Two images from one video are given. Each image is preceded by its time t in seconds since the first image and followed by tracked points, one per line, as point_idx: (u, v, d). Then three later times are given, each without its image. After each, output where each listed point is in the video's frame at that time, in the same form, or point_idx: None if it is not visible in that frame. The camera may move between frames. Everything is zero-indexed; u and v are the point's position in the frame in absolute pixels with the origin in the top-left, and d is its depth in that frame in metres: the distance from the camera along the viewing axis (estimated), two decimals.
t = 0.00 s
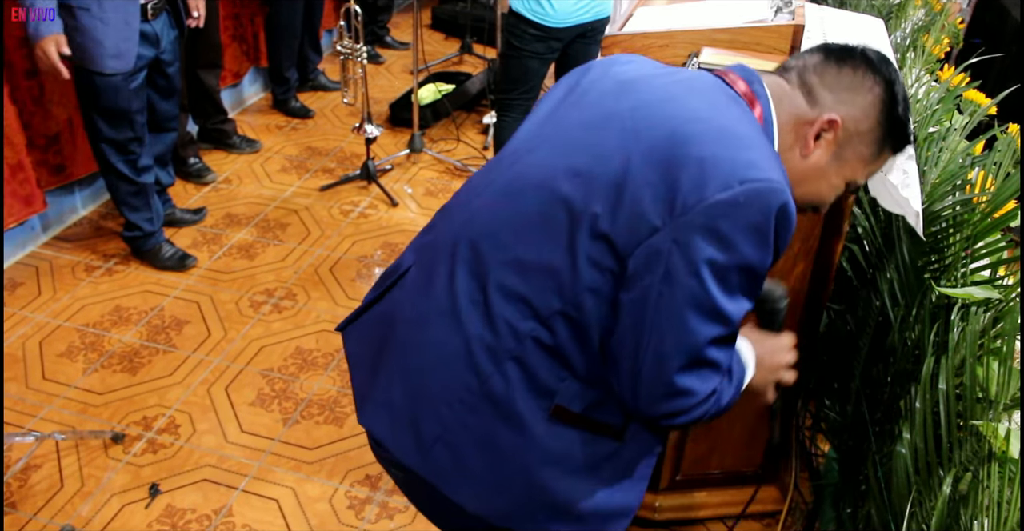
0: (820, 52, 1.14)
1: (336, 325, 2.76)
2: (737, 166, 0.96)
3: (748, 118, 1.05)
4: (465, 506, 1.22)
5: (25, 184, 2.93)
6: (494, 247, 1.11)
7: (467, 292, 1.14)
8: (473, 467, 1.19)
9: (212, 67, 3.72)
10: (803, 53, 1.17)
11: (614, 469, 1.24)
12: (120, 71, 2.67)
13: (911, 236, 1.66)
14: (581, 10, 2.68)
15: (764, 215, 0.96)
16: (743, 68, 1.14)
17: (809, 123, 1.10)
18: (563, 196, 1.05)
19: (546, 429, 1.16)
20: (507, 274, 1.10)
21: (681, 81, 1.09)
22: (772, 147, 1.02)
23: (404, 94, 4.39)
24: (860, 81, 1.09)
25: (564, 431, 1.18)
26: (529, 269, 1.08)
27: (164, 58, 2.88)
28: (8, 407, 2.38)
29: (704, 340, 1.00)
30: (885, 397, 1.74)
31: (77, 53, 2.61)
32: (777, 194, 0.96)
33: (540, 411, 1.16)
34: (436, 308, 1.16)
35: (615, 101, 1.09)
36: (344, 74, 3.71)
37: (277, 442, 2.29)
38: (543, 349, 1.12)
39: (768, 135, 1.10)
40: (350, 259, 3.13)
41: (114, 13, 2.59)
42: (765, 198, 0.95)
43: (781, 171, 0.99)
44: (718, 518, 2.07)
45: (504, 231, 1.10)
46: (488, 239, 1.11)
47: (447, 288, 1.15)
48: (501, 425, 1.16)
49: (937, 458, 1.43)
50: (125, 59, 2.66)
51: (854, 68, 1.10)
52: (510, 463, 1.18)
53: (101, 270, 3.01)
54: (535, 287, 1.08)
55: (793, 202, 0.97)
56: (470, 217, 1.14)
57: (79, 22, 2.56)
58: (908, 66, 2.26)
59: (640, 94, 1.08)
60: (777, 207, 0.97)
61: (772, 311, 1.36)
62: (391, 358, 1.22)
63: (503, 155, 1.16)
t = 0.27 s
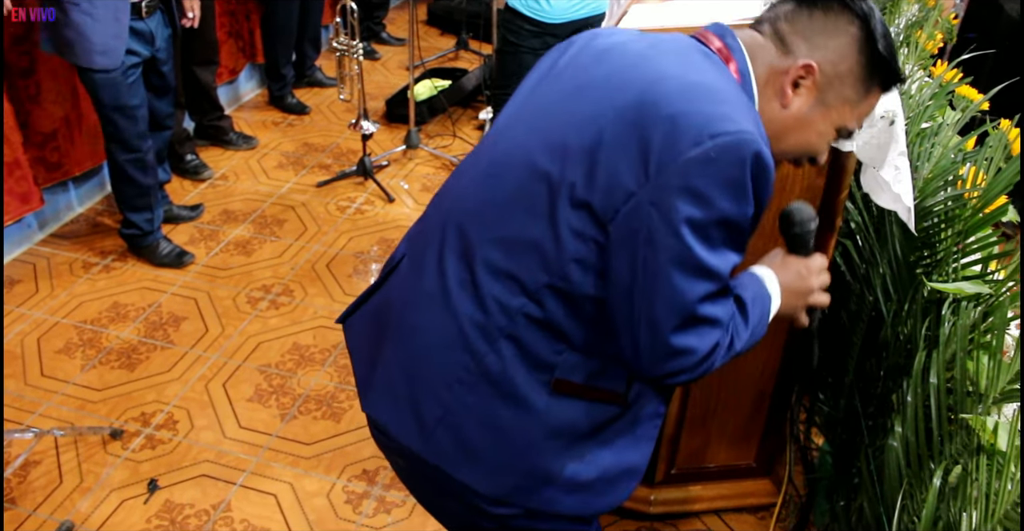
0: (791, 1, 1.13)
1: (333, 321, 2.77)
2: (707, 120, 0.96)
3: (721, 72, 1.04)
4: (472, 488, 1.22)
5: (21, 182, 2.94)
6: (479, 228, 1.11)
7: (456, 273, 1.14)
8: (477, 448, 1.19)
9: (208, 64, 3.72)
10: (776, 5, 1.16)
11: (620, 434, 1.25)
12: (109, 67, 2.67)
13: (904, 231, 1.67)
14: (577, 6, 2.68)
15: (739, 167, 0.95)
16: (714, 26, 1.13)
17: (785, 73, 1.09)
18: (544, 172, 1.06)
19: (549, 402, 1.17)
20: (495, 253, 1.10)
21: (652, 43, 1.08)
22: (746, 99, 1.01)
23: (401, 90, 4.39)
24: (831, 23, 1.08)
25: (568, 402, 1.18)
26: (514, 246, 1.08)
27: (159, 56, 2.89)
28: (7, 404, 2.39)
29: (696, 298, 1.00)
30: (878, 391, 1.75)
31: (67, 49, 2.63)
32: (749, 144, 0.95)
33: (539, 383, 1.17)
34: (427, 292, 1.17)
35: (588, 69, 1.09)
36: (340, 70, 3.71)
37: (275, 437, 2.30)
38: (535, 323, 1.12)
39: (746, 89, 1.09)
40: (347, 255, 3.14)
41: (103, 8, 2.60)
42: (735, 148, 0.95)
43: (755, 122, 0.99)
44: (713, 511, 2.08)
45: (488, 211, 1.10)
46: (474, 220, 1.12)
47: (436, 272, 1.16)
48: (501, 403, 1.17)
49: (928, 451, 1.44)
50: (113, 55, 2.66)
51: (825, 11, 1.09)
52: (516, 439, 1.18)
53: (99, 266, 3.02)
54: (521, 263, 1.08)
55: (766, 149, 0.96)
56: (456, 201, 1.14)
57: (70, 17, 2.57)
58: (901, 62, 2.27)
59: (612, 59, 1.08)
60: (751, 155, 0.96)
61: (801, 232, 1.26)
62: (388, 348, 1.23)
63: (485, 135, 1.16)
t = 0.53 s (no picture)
0: None
1: (330, 321, 2.79)
2: (672, 80, 0.97)
3: (690, 31, 1.05)
4: (472, 468, 1.24)
5: (20, 182, 2.95)
6: (461, 211, 1.13)
7: (442, 255, 1.16)
8: (472, 428, 1.22)
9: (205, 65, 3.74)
10: None
11: (618, 403, 1.26)
12: (104, 67, 2.69)
13: (895, 232, 1.69)
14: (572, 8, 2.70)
15: (708, 122, 0.96)
16: None
17: (749, 26, 1.10)
18: (518, 149, 1.08)
19: (546, 374, 1.19)
20: (479, 233, 1.12)
21: (619, 10, 1.10)
22: (715, 55, 1.02)
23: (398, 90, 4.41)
24: None
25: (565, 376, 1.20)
26: (495, 224, 1.10)
27: (155, 60, 2.91)
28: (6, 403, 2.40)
29: (678, 259, 1.01)
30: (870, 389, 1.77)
31: (62, 48, 2.63)
32: (716, 99, 0.96)
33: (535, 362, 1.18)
34: (416, 276, 1.19)
35: (558, 42, 1.11)
36: (337, 71, 3.73)
37: (272, 437, 2.32)
38: (522, 298, 1.13)
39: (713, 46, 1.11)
40: (344, 256, 3.15)
41: (100, 9, 2.61)
42: (702, 105, 0.96)
43: (725, 78, 0.99)
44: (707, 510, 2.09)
45: (469, 192, 1.12)
46: (456, 203, 1.14)
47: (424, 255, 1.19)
48: (495, 379, 1.19)
49: (917, 450, 1.46)
50: (110, 56, 2.69)
51: None
52: (511, 410, 1.21)
53: (97, 267, 3.03)
54: (502, 240, 1.10)
55: (734, 102, 0.97)
56: (439, 187, 1.17)
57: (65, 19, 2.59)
58: (894, 63, 2.29)
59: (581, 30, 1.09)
60: (719, 109, 0.97)
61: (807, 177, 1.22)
62: (382, 335, 1.25)
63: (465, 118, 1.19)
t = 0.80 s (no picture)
0: None
1: (329, 326, 2.80)
2: (618, 37, 1.01)
3: None
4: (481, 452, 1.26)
5: (21, 188, 2.97)
6: (446, 204, 1.19)
7: (432, 248, 1.22)
8: (485, 411, 1.24)
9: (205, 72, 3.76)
10: None
11: (612, 403, 1.28)
12: (102, 76, 2.70)
13: (886, 237, 1.70)
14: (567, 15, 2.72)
15: (657, 72, 0.99)
16: None
17: None
18: (487, 134, 1.12)
19: (554, 347, 1.22)
20: (465, 224, 1.17)
21: None
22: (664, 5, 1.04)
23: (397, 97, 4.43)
24: None
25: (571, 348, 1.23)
26: (477, 210, 1.15)
27: (155, 69, 2.93)
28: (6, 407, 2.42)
29: (652, 213, 1.03)
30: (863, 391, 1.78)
31: (60, 56, 2.65)
32: (662, 46, 0.99)
33: (543, 336, 1.21)
34: (411, 270, 1.25)
35: (513, 21, 1.15)
36: (336, 78, 3.74)
37: (271, 441, 2.33)
38: (514, 277, 1.17)
39: None
40: (343, 261, 3.17)
41: (98, 17, 2.65)
42: (648, 55, 0.99)
43: (675, 28, 1.02)
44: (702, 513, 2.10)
45: (451, 183, 1.18)
46: (440, 196, 1.19)
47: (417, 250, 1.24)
48: (500, 362, 1.23)
49: (908, 452, 1.48)
50: (108, 64, 2.70)
51: None
52: (523, 385, 1.24)
53: (97, 272, 3.05)
54: (482, 223, 1.15)
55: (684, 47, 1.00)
56: (423, 184, 1.23)
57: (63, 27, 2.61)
58: (886, 68, 2.30)
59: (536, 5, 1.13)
60: (670, 57, 0.99)
61: (808, 111, 1.24)
62: (383, 334, 1.30)
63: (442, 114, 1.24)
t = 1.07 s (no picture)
0: None
1: (327, 340, 2.81)
2: (557, 26, 1.02)
3: None
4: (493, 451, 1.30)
5: (22, 202, 2.98)
6: (433, 215, 1.23)
7: (428, 260, 1.26)
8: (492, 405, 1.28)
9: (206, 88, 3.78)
10: None
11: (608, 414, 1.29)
12: (102, 94, 2.71)
13: (879, 253, 1.72)
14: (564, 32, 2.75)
15: (594, 57, 0.99)
16: None
17: None
18: (459, 142, 1.15)
19: (558, 340, 1.26)
20: (451, 233, 1.20)
21: None
22: None
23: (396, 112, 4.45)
24: None
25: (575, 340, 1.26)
26: (458, 219, 1.19)
27: (158, 88, 2.95)
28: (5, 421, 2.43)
29: (614, 199, 1.02)
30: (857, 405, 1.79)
31: (59, 74, 2.67)
32: (595, 29, 0.99)
33: (547, 330, 1.25)
34: (412, 283, 1.29)
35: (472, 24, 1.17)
36: (336, 94, 3.77)
37: (269, 455, 2.34)
38: (506, 277, 1.20)
39: None
40: (342, 276, 3.18)
41: (98, 35, 2.68)
42: (584, 41, 0.99)
43: (612, 9, 1.01)
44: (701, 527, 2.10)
45: (435, 192, 1.22)
46: (428, 209, 1.23)
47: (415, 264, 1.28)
48: (505, 362, 1.27)
49: (901, 467, 1.48)
50: (107, 82, 2.72)
51: None
52: (529, 382, 1.28)
53: (96, 286, 3.07)
54: (465, 230, 1.18)
55: (618, 28, 0.99)
56: (413, 198, 1.27)
57: (64, 46, 2.65)
58: (880, 83, 2.32)
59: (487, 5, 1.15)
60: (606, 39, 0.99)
61: (778, 58, 1.16)
62: (393, 350, 1.34)
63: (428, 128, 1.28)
